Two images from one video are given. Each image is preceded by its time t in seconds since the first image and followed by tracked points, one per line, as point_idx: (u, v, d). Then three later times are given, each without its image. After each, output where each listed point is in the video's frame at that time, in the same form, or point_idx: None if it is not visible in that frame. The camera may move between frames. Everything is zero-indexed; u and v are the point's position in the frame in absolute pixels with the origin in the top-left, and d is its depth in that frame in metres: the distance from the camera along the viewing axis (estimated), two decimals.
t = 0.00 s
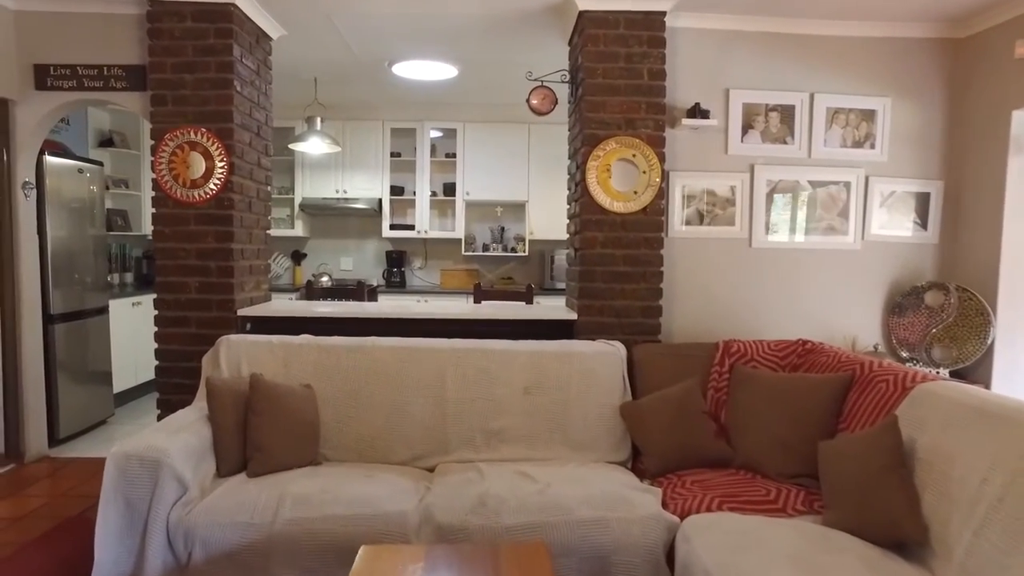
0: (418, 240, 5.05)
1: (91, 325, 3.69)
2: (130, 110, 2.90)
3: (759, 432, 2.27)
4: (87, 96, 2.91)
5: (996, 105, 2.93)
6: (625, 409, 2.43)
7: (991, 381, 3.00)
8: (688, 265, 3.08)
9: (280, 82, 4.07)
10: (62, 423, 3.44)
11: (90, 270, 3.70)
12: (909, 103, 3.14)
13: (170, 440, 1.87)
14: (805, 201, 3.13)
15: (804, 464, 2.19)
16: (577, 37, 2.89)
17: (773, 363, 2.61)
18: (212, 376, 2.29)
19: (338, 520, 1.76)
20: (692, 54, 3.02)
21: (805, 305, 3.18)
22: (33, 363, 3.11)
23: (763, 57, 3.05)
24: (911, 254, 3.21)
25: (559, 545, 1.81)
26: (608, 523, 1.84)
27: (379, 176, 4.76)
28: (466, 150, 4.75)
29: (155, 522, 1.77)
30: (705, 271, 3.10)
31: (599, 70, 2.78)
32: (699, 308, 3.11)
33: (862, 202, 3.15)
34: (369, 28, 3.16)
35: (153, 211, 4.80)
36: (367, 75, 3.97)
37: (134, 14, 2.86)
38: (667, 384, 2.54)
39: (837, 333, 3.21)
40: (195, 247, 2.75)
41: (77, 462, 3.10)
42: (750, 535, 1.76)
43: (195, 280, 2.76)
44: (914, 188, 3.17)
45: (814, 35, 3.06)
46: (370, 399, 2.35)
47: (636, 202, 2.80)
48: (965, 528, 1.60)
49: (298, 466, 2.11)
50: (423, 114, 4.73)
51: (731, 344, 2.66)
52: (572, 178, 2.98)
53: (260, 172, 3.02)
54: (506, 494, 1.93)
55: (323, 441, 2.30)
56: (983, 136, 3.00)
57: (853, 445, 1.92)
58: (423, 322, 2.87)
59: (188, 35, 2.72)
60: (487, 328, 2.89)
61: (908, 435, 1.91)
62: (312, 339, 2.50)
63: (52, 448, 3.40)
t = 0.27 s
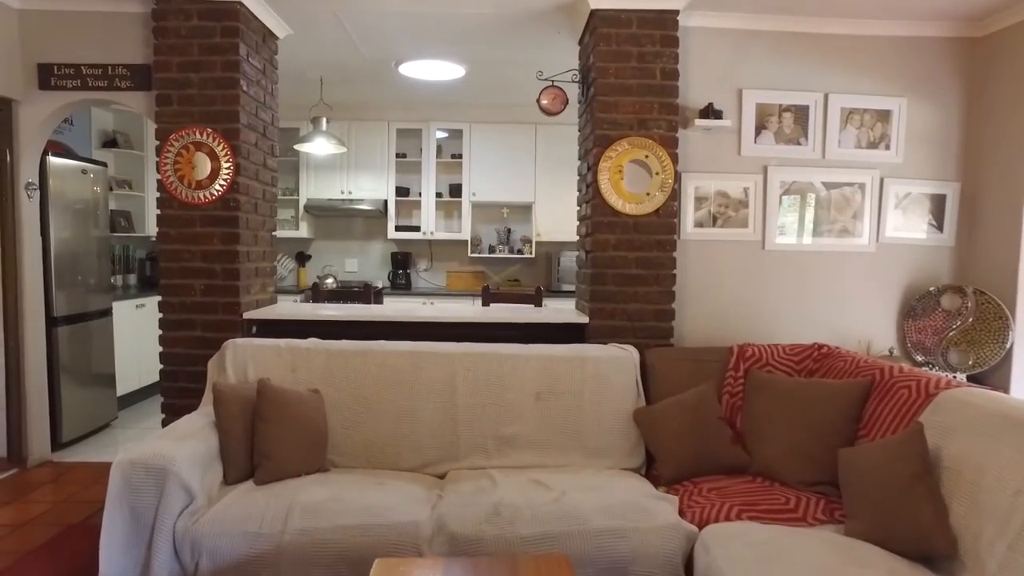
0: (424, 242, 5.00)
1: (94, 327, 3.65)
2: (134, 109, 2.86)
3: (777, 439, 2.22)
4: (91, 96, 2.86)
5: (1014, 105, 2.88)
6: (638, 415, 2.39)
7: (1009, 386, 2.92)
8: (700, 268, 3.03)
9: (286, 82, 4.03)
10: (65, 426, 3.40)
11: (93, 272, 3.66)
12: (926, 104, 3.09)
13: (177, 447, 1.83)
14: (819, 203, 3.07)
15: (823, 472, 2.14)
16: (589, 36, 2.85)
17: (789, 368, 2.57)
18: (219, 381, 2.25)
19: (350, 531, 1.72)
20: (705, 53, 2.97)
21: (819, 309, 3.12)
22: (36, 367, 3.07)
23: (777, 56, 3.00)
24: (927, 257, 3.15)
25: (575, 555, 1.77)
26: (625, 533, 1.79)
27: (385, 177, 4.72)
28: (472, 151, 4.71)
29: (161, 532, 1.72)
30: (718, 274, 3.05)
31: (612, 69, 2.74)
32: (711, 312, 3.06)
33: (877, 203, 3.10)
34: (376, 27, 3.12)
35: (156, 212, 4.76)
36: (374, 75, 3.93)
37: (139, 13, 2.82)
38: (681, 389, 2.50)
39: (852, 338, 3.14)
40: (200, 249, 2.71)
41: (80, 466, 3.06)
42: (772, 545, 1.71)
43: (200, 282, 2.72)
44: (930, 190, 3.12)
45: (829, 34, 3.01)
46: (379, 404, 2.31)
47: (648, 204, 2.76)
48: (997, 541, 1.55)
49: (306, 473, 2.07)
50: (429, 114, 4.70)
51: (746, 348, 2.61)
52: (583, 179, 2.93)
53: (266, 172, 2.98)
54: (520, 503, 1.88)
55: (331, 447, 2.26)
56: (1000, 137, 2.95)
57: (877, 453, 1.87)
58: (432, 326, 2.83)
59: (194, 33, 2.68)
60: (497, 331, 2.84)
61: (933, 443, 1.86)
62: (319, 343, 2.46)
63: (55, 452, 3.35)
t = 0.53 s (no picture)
0: (429, 243, 4.97)
1: (98, 329, 3.62)
2: (139, 109, 2.82)
3: (793, 444, 2.18)
4: (96, 95, 2.83)
5: None
6: (651, 418, 2.36)
7: None
8: (712, 269, 3.00)
9: (291, 82, 4.00)
10: (69, 429, 3.36)
11: (97, 272, 3.63)
12: (941, 104, 3.04)
13: (184, 452, 1.79)
14: (832, 204, 3.03)
15: (841, 478, 2.09)
16: (600, 35, 2.82)
17: (803, 371, 2.52)
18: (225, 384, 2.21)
19: (361, 539, 1.68)
20: (717, 52, 2.93)
21: (832, 311, 3.08)
22: (39, 369, 3.03)
23: (789, 55, 2.96)
24: (941, 259, 3.11)
25: (591, 563, 1.73)
26: (642, 541, 1.75)
27: (390, 177, 4.69)
28: (479, 152, 4.69)
29: (168, 539, 1.69)
30: (730, 275, 3.01)
31: (623, 68, 2.71)
32: (723, 314, 3.02)
33: (891, 205, 3.05)
34: (383, 25, 3.08)
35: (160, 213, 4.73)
36: (380, 75, 3.90)
37: (144, 11, 2.79)
38: (694, 393, 2.46)
39: (866, 340, 3.10)
40: (205, 250, 2.68)
41: (83, 470, 3.03)
42: (793, 553, 1.67)
43: (205, 283, 2.68)
44: (945, 191, 3.07)
45: (842, 33, 2.97)
46: (388, 408, 2.27)
47: (660, 205, 2.73)
48: None
49: (314, 479, 2.03)
50: (435, 114, 4.66)
51: (760, 351, 2.57)
52: (594, 180, 2.90)
53: (272, 172, 2.94)
54: (535, 510, 1.84)
55: (339, 451, 2.22)
56: (1017, 138, 2.90)
57: (899, 460, 1.83)
58: (440, 327, 2.79)
59: (200, 32, 2.64)
60: (506, 334, 2.81)
61: (956, 450, 1.82)
62: (327, 345, 2.42)
63: (58, 455, 3.32)
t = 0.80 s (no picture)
0: (435, 244, 4.93)
1: (102, 330, 3.58)
2: (144, 107, 2.79)
3: (812, 449, 2.13)
4: (100, 93, 2.79)
5: None
6: (664, 422, 2.32)
7: None
8: (725, 271, 2.95)
9: (296, 80, 3.96)
10: (72, 432, 3.32)
11: (101, 273, 3.59)
12: (958, 102, 2.98)
13: (190, 457, 1.75)
14: (846, 204, 2.97)
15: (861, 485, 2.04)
16: (611, 33, 2.77)
17: (820, 374, 2.47)
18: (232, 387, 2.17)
19: (372, 547, 1.64)
20: (730, 50, 2.88)
21: (847, 314, 3.03)
22: (42, 371, 2.99)
23: (804, 53, 2.91)
24: (958, 260, 3.05)
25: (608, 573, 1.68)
26: (660, 549, 1.71)
27: (396, 177, 4.65)
28: (485, 152, 4.66)
29: (173, 546, 1.65)
30: (743, 277, 2.96)
31: (635, 66, 2.67)
32: (736, 316, 2.97)
33: (906, 205, 2.99)
34: (391, 23, 3.04)
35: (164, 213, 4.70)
36: (386, 73, 3.86)
37: (149, 8, 2.75)
38: (709, 396, 2.41)
39: (881, 343, 3.05)
40: (211, 250, 2.63)
41: (87, 473, 2.99)
42: (816, 562, 1.62)
43: (211, 284, 2.64)
44: (962, 191, 3.01)
45: (857, 30, 2.91)
46: (397, 412, 2.23)
47: (673, 205, 2.69)
48: None
49: (322, 484, 1.99)
50: (441, 114, 4.63)
51: (775, 354, 2.52)
52: (605, 179, 2.86)
53: (278, 172, 2.90)
54: (549, 517, 1.80)
55: (347, 456, 2.18)
56: None
57: (923, 466, 1.78)
58: (448, 329, 2.75)
59: (206, 29, 2.60)
60: (516, 336, 2.76)
61: (983, 457, 1.77)
62: (335, 347, 2.38)
63: (61, 458, 3.28)
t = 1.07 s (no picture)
0: (440, 244, 4.88)
1: (104, 330, 3.54)
2: (146, 104, 2.75)
3: (829, 453, 2.08)
4: (102, 90, 2.76)
5: None
6: (677, 425, 2.28)
7: None
8: (737, 271, 2.90)
9: (301, 78, 3.93)
10: (73, 434, 3.28)
11: (103, 273, 3.55)
12: (974, 100, 2.92)
13: (194, 461, 1.71)
14: (860, 203, 2.91)
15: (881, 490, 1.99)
16: (621, 29, 2.73)
17: (836, 376, 2.42)
18: (236, 390, 2.12)
19: (380, 555, 1.59)
20: (742, 46, 2.83)
21: (860, 316, 2.97)
22: (43, 372, 2.95)
23: (817, 49, 2.85)
24: (973, 260, 2.98)
25: None
26: (677, 557, 1.66)
27: (401, 177, 4.61)
28: (490, 151, 4.62)
29: (176, 553, 1.60)
30: (754, 277, 2.91)
31: (646, 63, 2.62)
32: (748, 317, 2.92)
33: (920, 204, 2.93)
34: (396, 19, 2.99)
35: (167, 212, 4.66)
36: (391, 71, 3.82)
37: (152, 4, 2.71)
38: (722, 399, 2.36)
39: (894, 345, 2.99)
40: (214, 250, 2.59)
41: (88, 476, 2.94)
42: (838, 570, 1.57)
43: (214, 284, 2.60)
44: (978, 190, 2.94)
45: (872, 26, 2.86)
46: (404, 414, 2.18)
47: (684, 204, 2.64)
48: None
49: (329, 488, 1.94)
50: (446, 113, 4.59)
51: (789, 355, 2.47)
52: (615, 177, 2.82)
53: (283, 170, 2.86)
54: (562, 523, 1.75)
55: (353, 459, 2.13)
56: None
57: (947, 471, 1.73)
58: (456, 330, 2.70)
59: (210, 25, 2.56)
60: (524, 337, 2.71)
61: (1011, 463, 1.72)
62: (341, 348, 2.33)
63: (62, 460, 3.24)
